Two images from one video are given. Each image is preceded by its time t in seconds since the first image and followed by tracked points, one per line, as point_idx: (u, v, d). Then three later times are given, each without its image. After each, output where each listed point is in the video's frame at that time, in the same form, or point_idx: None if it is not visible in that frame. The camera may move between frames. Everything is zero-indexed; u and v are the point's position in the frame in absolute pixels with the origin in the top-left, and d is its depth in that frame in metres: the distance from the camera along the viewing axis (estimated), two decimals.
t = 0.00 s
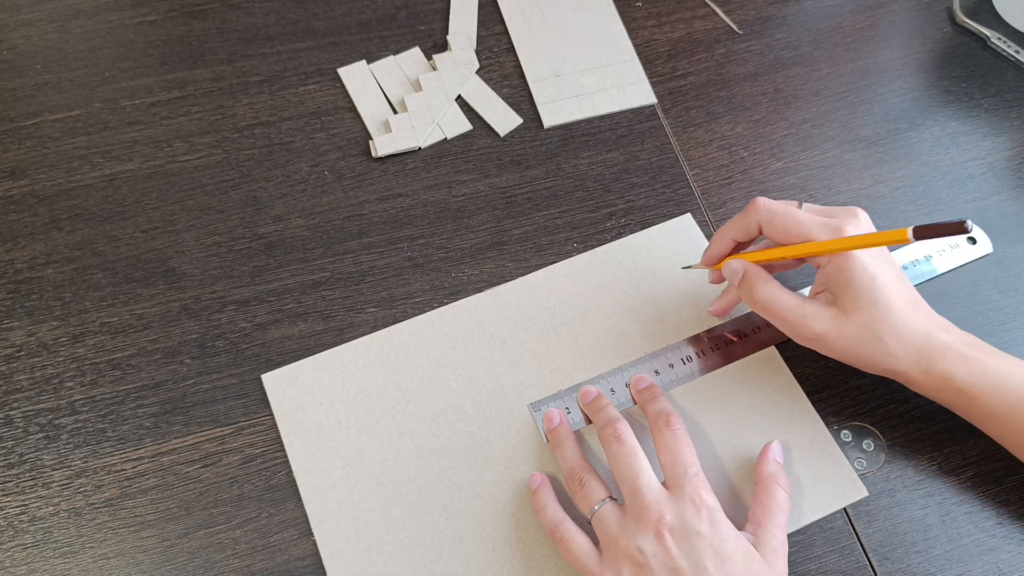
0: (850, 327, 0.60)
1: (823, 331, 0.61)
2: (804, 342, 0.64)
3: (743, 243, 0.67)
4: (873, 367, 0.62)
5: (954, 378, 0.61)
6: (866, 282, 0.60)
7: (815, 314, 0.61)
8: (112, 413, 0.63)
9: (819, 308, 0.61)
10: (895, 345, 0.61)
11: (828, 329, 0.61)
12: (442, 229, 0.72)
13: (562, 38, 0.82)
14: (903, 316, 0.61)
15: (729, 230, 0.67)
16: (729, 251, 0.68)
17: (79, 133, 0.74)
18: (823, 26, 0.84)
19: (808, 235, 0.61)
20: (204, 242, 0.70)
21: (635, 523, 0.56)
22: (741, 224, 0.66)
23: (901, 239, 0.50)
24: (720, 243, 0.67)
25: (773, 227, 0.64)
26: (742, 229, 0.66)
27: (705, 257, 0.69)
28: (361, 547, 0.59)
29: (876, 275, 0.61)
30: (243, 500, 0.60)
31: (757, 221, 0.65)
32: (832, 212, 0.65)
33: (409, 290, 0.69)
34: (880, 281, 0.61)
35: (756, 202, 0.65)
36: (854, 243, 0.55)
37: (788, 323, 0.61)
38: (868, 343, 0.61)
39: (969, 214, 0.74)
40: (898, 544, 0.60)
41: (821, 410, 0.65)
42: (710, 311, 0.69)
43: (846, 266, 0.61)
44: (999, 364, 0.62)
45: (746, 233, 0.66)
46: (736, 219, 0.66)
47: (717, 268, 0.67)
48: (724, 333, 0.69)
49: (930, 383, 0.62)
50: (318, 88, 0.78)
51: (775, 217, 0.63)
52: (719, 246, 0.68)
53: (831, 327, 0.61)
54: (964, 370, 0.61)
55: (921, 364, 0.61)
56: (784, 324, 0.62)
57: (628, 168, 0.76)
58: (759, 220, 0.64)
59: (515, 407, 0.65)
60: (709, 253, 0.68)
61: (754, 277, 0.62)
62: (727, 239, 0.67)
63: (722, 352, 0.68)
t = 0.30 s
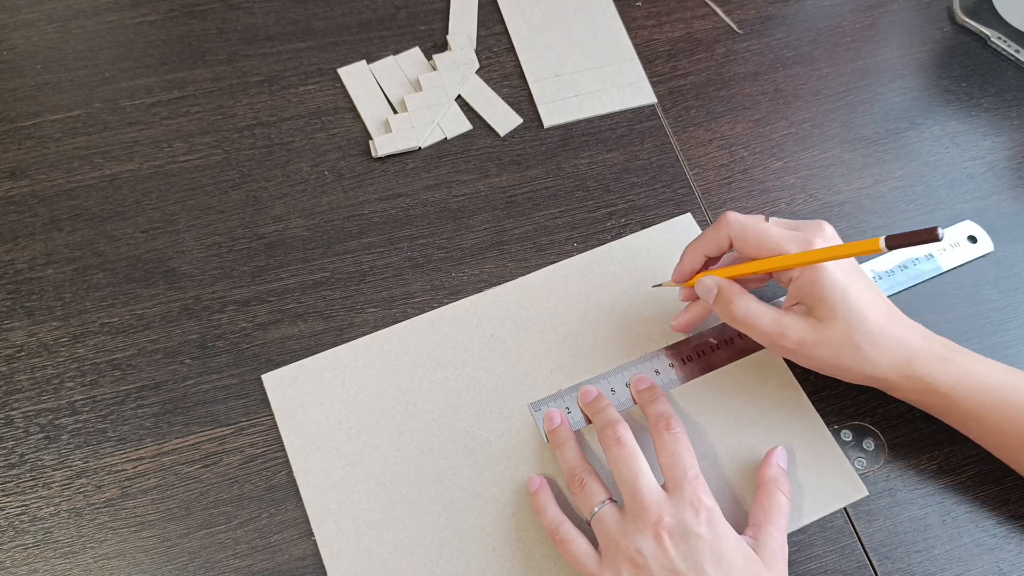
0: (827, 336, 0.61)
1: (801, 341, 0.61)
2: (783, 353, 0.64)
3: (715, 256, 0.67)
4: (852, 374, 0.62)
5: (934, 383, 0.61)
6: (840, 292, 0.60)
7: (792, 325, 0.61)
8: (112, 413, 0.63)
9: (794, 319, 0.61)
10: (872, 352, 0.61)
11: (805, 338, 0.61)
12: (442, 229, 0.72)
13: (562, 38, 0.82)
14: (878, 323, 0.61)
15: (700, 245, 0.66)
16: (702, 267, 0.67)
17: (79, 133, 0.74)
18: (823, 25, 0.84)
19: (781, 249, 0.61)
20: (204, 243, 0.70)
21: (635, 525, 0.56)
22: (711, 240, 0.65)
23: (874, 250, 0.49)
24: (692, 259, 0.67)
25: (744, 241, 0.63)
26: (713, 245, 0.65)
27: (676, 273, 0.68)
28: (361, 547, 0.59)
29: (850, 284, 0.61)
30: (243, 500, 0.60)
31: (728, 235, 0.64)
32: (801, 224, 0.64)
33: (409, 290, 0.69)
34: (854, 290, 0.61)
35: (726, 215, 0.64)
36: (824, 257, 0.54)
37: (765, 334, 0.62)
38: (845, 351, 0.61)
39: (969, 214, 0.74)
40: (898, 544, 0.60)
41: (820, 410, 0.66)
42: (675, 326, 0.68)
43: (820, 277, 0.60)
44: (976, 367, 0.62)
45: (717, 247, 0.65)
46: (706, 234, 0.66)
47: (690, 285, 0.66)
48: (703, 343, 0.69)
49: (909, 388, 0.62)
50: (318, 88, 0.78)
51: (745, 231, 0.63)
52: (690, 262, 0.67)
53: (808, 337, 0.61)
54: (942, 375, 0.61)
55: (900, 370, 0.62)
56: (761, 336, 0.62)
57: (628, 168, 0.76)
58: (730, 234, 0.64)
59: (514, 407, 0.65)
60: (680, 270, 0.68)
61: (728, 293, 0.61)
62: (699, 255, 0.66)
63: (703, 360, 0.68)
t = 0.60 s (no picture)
0: (821, 334, 0.60)
1: (796, 340, 0.60)
2: (774, 354, 0.63)
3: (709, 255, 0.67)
4: (845, 379, 0.62)
5: (928, 389, 0.61)
6: (834, 290, 0.61)
7: (786, 322, 0.60)
8: (112, 413, 0.63)
9: (789, 316, 0.61)
10: (865, 353, 0.61)
11: (800, 337, 0.60)
12: (442, 229, 0.72)
13: (562, 38, 0.82)
14: (871, 324, 0.61)
15: (696, 242, 0.66)
16: (695, 263, 0.66)
17: (79, 133, 0.74)
18: (823, 25, 0.84)
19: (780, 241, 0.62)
20: (204, 243, 0.70)
21: (631, 529, 0.56)
22: (707, 235, 0.65)
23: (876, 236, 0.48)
24: (686, 254, 0.66)
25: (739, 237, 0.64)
26: (709, 240, 0.65)
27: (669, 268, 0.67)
28: (361, 548, 0.59)
29: (845, 283, 0.61)
30: (243, 500, 0.60)
31: (725, 231, 0.64)
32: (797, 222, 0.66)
33: (409, 290, 0.69)
34: (847, 291, 0.61)
35: (724, 212, 0.65)
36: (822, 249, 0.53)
37: (758, 333, 0.61)
38: (840, 353, 0.61)
39: (969, 214, 0.74)
40: (898, 543, 0.60)
41: (820, 410, 0.66)
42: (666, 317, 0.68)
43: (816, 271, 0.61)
44: (970, 374, 0.62)
45: (714, 244, 0.65)
46: (701, 232, 0.66)
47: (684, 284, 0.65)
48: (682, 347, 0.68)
49: (904, 394, 0.62)
50: (318, 88, 0.78)
51: (744, 225, 0.64)
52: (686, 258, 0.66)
53: (802, 334, 0.60)
54: (936, 381, 0.61)
55: (893, 374, 0.61)
56: (753, 335, 0.61)
57: (628, 168, 0.76)
58: (727, 230, 0.64)
59: (513, 407, 0.65)
60: (674, 265, 0.66)
61: (721, 290, 0.59)
62: (694, 249, 0.66)
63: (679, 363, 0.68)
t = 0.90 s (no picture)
0: (798, 346, 0.61)
1: (773, 353, 0.60)
2: (752, 371, 0.62)
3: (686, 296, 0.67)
4: (827, 387, 0.62)
5: (910, 395, 0.61)
6: (803, 300, 0.62)
7: (759, 335, 0.61)
8: (112, 413, 0.63)
9: (761, 330, 0.61)
10: (843, 363, 0.61)
11: (777, 350, 0.60)
12: (442, 229, 0.72)
13: (562, 38, 0.82)
14: (845, 334, 0.62)
15: (670, 283, 0.66)
16: (676, 304, 0.67)
17: (79, 133, 0.74)
18: (823, 25, 0.84)
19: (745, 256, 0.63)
20: (204, 242, 0.70)
21: (631, 531, 0.56)
22: (677, 277, 0.66)
23: (815, 220, 0.49)
24: (663, 298, 0.66)
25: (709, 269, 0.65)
26: (681, 279, 0.66)
27: (649, 315, 0.67)
28: (361, 548, 0.59)
29: (812, 294, 0.63)
30: (243, 500, 0.60)
31: (693, 266, 0.66)
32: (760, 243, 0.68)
33: (410, 290, 0.69)
34: (817, 300, 0.63)
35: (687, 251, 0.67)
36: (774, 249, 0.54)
37: (734, 350, 0.60)
38: (818, 363, 0.61)
39: (969, 214, 0.74)
40: (898, 544, 0.60)
41: (820, 410, 0.66)
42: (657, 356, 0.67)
43: (780, 280, 0.63)
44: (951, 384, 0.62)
45: (686, 283, 0.66)
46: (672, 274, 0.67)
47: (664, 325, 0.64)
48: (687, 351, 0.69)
49: (887, 402, 0.61)
50: (318, 88, 0.78)
51: (708, 257, 0.65)
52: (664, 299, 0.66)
53: (778, 347, 0.60)
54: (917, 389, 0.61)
55: (874, 384, 0.61)
56: (728, 353, 0.60)
57: (628, 168, 0.76)
58: (694, 266, 0.66)
59: (513, 408, 0.65)
60: (653, 309, 0.66)
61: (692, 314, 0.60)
62: (669, 293, 0.66)
63: (687, 370, 0.67)
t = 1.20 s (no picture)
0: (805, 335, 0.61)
1: (781, 341, 0.60)
2: (758, 359, 0.62)
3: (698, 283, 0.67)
4: (833, 380, 0.62)
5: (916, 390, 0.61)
6: (812, 289, 0.62)
7: (767, 323, 0.61)
8: (112, 413, 0.63)
9: (769, 317, 0.61)
10: (850, 355, 0.61)
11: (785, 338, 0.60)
12: (442, 229, 0.72)
13: (562, 38, 0.82)
14: (853, 327, 0.62)
15: (682, 269, 0.66)
16: (689, 289, 0.67)
17: (79, 133, 0.74)
18: (822, 25, 0.84)
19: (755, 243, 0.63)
20: (204, 242, 0.70)
21: (631, 530, 0.56)
22: (691, 261, 0.66)
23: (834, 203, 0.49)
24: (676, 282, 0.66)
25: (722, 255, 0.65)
26: (694, 263, 0.66)
27: (662, 299, 0.67)
28: (361, 548, 0.59)
29: (821, 284, 0.63)
30: (243, 500, 0.60)
31: (705, 251, 0.66)
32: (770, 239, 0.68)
33: (409, 290, 0.69)
34: (827, 292, 0.62)
35: (698, 237, 0.67)
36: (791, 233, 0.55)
37: (741, 337, 0.60)
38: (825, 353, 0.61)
39: (969, 214, 0.74)
40: (898, 543, 0.60)
41: (820, 410, 0.66)
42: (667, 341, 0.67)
43: (790, 269, 0.62)
44: (957, 379, 0.62)
45: (698, 268, 0.66)
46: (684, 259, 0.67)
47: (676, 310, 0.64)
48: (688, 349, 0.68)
49: (893, 397, 0.61)
50: (318, 88, 0.78)
51: (720, 242, 0.66)
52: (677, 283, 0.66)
53: (786, 335, 0.60)
54: (922, 384, 0.61)
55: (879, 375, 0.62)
56: (736, 339, 0.60)
57: (628, 168, 0.76)
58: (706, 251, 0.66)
59: (513, 407, 0.65)
60: (665, 295, 0.66)
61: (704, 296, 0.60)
62: (682, 277, 0.66)
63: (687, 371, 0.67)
